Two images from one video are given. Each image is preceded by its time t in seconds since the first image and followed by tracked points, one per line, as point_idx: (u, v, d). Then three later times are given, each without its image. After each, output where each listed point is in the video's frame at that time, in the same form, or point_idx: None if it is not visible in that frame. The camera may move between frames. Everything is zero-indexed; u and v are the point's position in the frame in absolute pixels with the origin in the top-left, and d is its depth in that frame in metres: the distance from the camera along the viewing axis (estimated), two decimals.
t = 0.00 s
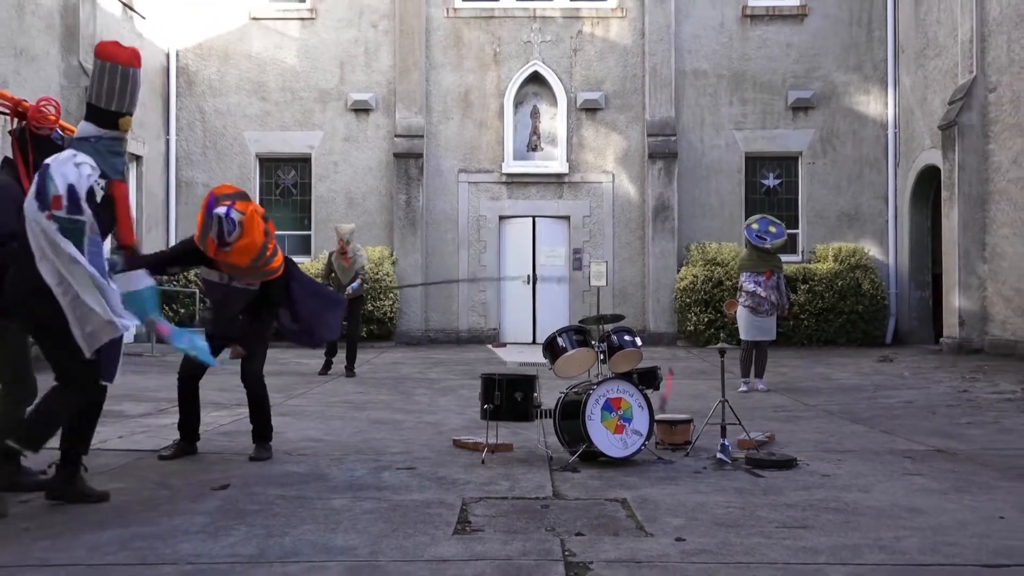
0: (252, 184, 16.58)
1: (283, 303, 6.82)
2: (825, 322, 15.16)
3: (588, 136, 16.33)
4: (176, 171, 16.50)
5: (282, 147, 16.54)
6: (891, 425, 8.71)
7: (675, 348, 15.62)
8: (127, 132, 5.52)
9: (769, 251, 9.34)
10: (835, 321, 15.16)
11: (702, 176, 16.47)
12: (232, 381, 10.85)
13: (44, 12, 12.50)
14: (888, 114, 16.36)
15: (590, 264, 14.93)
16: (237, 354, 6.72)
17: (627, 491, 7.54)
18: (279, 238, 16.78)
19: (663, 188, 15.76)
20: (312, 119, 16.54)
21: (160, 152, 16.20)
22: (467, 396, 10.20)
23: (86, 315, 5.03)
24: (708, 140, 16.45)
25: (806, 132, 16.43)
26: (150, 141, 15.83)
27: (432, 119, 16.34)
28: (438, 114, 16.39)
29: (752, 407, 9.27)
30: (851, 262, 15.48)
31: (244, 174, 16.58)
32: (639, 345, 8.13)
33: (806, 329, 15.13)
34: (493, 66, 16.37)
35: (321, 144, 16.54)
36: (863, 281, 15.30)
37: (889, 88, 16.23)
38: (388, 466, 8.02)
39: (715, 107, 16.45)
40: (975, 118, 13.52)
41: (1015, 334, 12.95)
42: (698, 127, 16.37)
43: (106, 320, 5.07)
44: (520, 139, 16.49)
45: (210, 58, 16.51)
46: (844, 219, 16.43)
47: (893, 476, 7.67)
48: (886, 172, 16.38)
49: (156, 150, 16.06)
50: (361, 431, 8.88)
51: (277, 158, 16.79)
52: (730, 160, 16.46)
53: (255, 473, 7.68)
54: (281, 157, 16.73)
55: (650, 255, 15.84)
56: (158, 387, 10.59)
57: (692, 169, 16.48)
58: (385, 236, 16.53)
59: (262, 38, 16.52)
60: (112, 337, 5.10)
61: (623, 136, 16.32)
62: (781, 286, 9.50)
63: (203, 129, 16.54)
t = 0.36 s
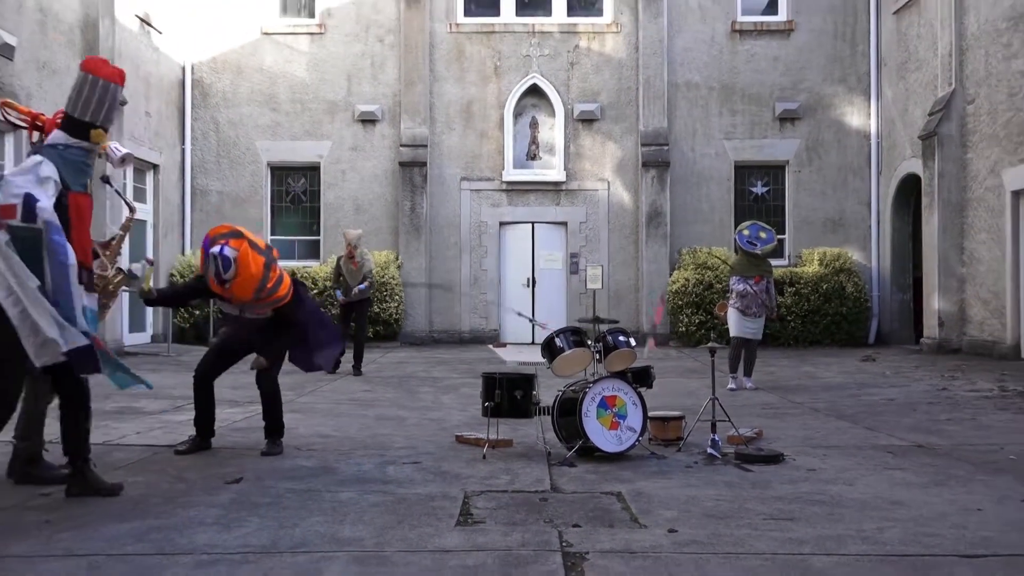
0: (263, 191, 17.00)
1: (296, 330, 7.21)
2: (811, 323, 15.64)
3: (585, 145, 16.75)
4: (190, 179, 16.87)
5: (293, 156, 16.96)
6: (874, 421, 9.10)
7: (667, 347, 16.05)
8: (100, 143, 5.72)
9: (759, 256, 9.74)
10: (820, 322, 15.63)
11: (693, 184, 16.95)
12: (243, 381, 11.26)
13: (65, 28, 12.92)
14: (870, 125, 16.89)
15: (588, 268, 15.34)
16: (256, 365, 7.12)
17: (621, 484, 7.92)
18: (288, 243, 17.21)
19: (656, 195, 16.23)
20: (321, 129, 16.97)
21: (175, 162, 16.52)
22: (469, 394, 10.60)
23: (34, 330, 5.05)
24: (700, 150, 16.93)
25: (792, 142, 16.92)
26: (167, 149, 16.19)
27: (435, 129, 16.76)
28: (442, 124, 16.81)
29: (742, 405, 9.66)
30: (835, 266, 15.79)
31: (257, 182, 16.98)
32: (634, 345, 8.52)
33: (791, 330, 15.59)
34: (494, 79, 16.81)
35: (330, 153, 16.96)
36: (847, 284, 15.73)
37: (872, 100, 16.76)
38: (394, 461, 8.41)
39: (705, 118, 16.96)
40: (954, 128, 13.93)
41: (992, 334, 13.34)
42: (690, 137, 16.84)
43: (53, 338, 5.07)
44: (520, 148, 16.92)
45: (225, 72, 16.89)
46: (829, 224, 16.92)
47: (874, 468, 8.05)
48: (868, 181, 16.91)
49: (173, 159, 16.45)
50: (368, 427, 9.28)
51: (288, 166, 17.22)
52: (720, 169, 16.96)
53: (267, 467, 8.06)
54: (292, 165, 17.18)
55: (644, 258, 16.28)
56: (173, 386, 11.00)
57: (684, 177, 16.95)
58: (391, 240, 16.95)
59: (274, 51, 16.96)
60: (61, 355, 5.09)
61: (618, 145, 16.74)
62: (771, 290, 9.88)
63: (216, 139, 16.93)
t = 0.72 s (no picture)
0: (277, 199, 17.56)
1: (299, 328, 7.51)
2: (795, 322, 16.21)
3: (582, 156, 17.26)
4: (207, 188, 17.41)
5: (306, 165, 17.50)
6: (854, 417, 9.58)
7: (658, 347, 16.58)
8: (77, 149, 5.72)
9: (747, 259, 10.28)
10: (804, 321, 16.22)
11: (683, 192, 17.51)
12: (257, 380, 11.77)
13: (91, 44, 13.47)
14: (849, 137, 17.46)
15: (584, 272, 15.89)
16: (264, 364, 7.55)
17: (614, 473, 8.39)
18: (301, 247, 17.76)
19: (647, 203, 16.76)
20: (332, 140, 17.51)
21: (193, 172, 17.04)
22: (472, 391, 11.10)
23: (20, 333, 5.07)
24: (690, 159, 17.49)
25: (775, 152, 17.49)
26: (186, 159, 16.73)
27: (440, 140, 17.30)
28: (445, 135, 17.35)
29: (730, 402, 10.17)
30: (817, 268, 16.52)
31: (271, 190, 17.55)
32: (627, 344, 8.99)
33: (777, 330, 16.16)
34: (495, 92, 17.34)
35: (341, 163, 17.49)
36: (829, 286, 16.37)
37: (851, 113, 17.32)
38: (400, 452, 8.89)
39: (694, 130, 17.51)
40: (930, 139, 14.44)
41: (965, 332, 13.84)
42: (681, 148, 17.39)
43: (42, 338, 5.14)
44: (520, 158, 17.45)
45: (240, 86, 17.50)
46: (811, 230, 17.50)
47: (852, 458, 8.52)
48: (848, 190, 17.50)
49: (191, 168, 16.99)
50: (376, 422, 9.78)
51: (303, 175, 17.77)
52: (708, 177, 17.53)
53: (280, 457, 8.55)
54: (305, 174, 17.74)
55: (636, 262, 16.83)
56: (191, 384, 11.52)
57: (674, 185, 17.51)
58: (399, 245, 17.47)
59: (287, 67, 17.50)
60: (44, 359, 5.14)
61: (612, 154, 17.25)
62: (756, 293, 10.40)
63: (234, 150, 17.51)
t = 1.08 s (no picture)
0: (281, 204, 17.77)
1: (286, 312, 7.22)
2: (790, 324, 16.44)
3: (581, 161, 17.48)
4: (214, 193, 17.63)
5: (309, 171, 17.72)
6: (848, 417, 9.75)
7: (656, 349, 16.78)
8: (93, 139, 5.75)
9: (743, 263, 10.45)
10: (799, 323, 16.45)
11: (680, 197, 17.72)
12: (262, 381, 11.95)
13: (100, 51, 13.70)
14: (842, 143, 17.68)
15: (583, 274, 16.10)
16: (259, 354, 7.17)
17: (611, 469, 8.55)
18: (304, 251, 17.98)
19: (645, 207, 16.97)
20: (334, 145, 17.73)
21: (198, 178, 17.26)
22: (472, 392, 11.27)
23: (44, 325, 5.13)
24: (688, 165, 17.71)
25: (770, 157, 17.70)
26: (192, 164, 16.95)
27: (441, 146, 17.53)
28: (447, 141, 17.57)
29: (726, 403, 10.34)
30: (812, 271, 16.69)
31: (275, 195, 17.77)
32: (625, 345, 9.15)
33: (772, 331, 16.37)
34: (495, 99, 17.56)
35: (343, 168, 17.71)
36: (823, 289, 16.56)
37: (844, 119, 17.53)
38: (401, 449, 9.06)
39: (691, 136, 17.74)
40: (921, 145, 14.71)
41: (956, 335, 14.05)
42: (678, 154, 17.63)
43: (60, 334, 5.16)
44: (519, 163, 17.66)
45: (246, 92, 17.73)
46: (806, 234, 17.69)
47: (844, 455, 8.68)
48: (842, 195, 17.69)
49: (197, 174, 17.23)
50: (378, 422, 9.95)
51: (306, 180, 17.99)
52: (705, 182, 17.75)
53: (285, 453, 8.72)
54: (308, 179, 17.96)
55: (634, 266, 17.04)
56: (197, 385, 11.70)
57: (672, 190, 17.72)
58: (400, 249, 17.68)
59: (292, 74, 17.72)
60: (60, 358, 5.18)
61: (610, 160, 17.47)
62: (751, 295, 10.59)
63: (239, 155, 17.74)
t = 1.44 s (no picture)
0: (281, 205, 17.77)
1: (254, 305, 7.18)
2: (789, 326, 16.45)
3: (581, 162, 17.49)
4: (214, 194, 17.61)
5: (309, 172, 17.74)
6: (848, 419, 9.74)
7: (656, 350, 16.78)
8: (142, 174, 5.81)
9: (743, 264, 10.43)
10: (799, 325, 16.46)
11: (680, 199, 17.72)
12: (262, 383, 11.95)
13: (100, 53, 13.71)
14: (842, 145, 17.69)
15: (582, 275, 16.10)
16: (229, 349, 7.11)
17: (611, 470, 8.55)
18: (304, 253, 17.99)
19: (645, 209, 16.98)
20: (335, 147, 17.73)
21: (199, 180, 17.28)
22: (472, 393, 11.27)
23: (94, 355, 5.19)
24: (688, 166, 17.72)
25: (771, 159, 17.71)
26: (192, 166, 16.95)
27: (441, 147, 17.54)
28: (447, 143, 17.58)
29: (726, 405, 10.34)
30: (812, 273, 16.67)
31: (276, 197, 17.78)
32: (625, 347, 9.13)
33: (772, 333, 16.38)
34: (495, 101, 17.57)
35: (343, 169, 17.71)
36: (823, 291, 16.55)
37: (844, 121, 17.54)
38: (401, 451, 9.06)
39: (691, 137, 17.75)
40: (921, 146, 14.73)
41: (956, 336, 14.04)
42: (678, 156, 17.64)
43: (109, 363, 5.23)
44: (520, 165, 17.66)
45: (246, 94, 17.74)
46: (806, 236, 17.70)
47: (844, 457, 8.68)
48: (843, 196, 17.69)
49: (198, 176, 17.24)
50: (378, 423, 9.95)
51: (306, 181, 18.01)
52: (704, 184, 17.75)
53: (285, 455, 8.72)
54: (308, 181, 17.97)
55: (634, 268, 17.05)
56: (197, 386, 11.71)
57: (671, 191, 17.72)
58: (400, 251, 17.70)
59: (292, 76, 17.74)
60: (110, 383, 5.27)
61: (610, 161, 17.48)
62: (751, 296, 10.59)
63: (238, 156, 17.75)
